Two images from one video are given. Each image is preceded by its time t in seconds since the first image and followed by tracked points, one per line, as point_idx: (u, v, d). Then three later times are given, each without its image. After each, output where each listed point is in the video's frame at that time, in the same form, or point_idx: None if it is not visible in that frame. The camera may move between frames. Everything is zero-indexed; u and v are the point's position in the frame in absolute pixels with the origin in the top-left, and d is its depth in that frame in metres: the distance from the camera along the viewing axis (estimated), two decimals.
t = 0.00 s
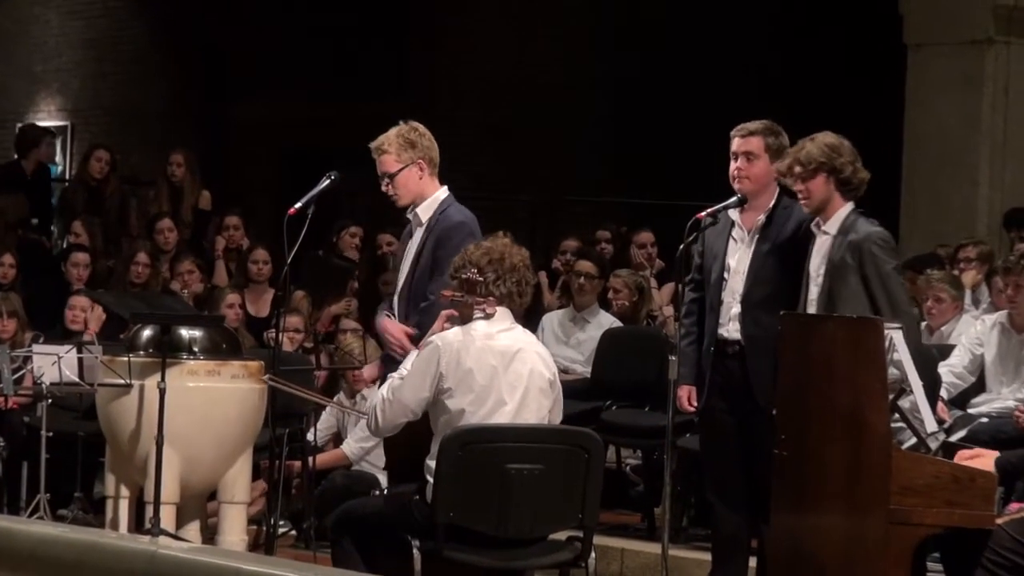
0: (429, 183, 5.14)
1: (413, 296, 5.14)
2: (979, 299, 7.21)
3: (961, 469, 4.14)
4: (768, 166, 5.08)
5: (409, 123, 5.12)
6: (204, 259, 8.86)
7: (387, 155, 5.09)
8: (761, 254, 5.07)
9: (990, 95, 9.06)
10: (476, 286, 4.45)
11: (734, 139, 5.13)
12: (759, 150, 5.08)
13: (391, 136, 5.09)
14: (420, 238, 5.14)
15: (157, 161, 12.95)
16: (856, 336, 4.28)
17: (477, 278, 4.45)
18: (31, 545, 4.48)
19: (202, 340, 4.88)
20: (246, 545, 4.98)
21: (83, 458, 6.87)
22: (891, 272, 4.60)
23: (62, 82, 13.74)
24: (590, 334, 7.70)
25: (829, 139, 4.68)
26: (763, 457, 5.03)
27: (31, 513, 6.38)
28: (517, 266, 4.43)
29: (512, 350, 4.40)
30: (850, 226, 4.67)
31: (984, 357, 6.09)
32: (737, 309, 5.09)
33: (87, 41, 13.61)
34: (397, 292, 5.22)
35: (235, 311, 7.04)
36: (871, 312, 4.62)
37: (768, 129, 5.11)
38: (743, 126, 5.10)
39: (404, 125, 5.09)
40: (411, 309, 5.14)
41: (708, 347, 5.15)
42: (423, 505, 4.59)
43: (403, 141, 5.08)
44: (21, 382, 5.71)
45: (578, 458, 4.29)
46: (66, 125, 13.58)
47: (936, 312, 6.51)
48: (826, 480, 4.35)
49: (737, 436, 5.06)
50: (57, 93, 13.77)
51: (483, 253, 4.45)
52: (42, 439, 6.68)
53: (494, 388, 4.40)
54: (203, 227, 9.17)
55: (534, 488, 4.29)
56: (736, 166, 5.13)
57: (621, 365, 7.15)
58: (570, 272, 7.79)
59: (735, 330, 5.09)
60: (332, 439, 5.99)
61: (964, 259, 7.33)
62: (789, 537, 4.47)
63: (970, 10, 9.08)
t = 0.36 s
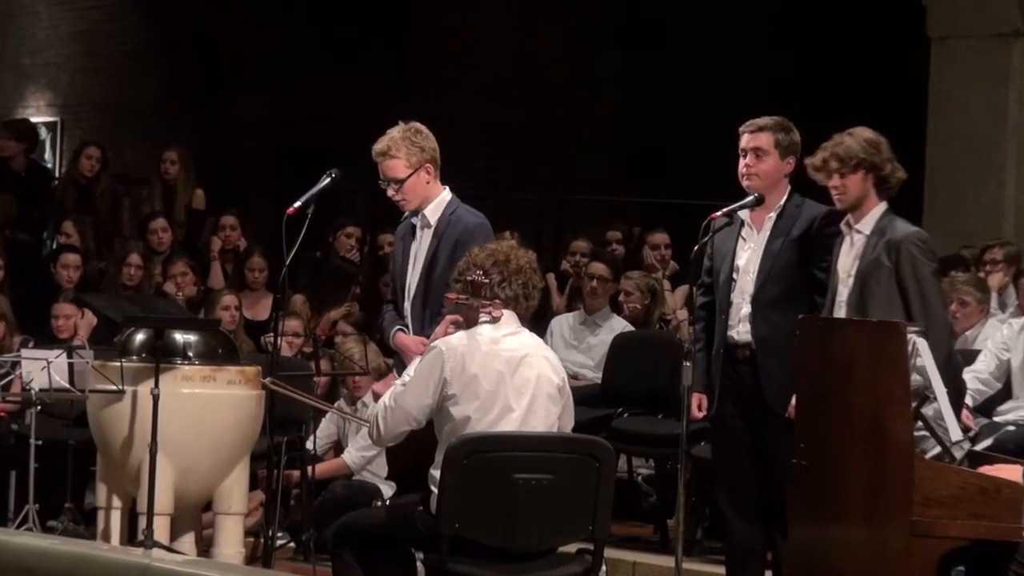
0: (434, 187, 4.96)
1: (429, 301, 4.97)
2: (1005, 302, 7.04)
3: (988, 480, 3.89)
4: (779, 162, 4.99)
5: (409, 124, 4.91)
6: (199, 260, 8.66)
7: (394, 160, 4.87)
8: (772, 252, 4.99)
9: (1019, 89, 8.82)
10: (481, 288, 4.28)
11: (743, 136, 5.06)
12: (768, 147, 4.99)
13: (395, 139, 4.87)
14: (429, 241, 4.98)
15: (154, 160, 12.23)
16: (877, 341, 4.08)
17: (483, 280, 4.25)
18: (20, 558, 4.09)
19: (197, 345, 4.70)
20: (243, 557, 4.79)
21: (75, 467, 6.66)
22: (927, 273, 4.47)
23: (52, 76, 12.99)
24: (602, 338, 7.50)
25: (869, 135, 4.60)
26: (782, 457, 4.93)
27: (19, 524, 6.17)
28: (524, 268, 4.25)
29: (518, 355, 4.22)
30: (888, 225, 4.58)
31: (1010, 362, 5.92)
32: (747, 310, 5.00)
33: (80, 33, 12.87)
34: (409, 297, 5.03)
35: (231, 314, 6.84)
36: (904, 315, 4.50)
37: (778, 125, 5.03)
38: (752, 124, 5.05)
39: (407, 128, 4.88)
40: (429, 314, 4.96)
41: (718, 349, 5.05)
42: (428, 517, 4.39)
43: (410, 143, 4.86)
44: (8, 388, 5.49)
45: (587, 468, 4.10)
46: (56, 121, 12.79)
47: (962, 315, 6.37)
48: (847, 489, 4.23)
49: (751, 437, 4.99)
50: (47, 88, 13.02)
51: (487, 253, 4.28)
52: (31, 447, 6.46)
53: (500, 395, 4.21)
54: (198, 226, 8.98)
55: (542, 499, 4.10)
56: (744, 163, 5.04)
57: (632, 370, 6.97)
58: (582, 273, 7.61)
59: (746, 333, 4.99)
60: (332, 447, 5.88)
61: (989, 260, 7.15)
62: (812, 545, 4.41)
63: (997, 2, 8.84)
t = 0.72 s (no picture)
0: (440, 188, 4.78)
1: (440, 306, 4.77)
2: None
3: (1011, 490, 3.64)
4: (781, 160, 4.82)
5: (413, 122, 4.75)
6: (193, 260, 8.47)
7: (403, 159, 4.69)
8: (780, 254, 4.80)
9: None
10: (488, 291, 4.14)
11: (742, 136, 4.89)
12: (769, 144, 4.82)
13: (399, 136, 4.70)
14: (437, 244, 4.78)
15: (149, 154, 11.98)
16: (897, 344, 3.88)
17: (490, 282, 4.12)
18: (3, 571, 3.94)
19: (191, 349, 4.53)
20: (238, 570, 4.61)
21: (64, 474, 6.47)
22: (955, 280, 4.34)
23: (42, 70, 12.72)
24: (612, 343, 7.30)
25: (902, 136, 4.52)
26: (794, 467, 4.74)
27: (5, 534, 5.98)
28: (535, 270, 4.11)
29: (526, 359, 4.05)
30: (916, 229, 4.46)
31: None
32: (756, 315, 4.81)
33: (73, 26, 12.59)
34: (420, 303, 4.84)
35: (226, 318, 6.66)
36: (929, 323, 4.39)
37: (778, 121, 4.84)
38: (751, 122, 4.87)
39: (414, 125, 4.72)
40: (442, 320, 4.77)
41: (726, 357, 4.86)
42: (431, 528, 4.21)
43: (416, 139, 4.69)
44: None
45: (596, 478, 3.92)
46: (46, 116, 12.60)
47: (987, 319, 6.28)
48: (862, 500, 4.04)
49: (763, 447, 4.82)
50: (37, 81, 12.74)
51: (497, 253, 4.13)
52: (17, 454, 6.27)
53: (507, 400, 4.03)
54: (192, 226, 8.80)
55: (549, 510, 3.92)
56: (747, 163, 4.88)
57: (643, 378, 6.78)
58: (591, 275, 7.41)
59: (756, 338, 4.81)
60: (331, 454, 5.79)
61: (1014, 262, 6.96)
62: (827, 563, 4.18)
63: None
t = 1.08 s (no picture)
0: (447, 185, 4.61)
1: (443, 308, 4.57)
2: None
3: None
4: (804, 156, 4.66)
5: (422, 115, 4.58)
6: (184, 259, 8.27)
7: (409, 153, 4.52)
8: (797, 252, 4.65)
9: None
10: (492, 292, 3.96)
11: (761, 131, 4.74)
12: (790, 140, 4.66)
13: (407, 130, 4.53)
14: (441, 243, 4.60)
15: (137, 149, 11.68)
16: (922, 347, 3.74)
17: (494, 283, 3.94)
18: None
19: (183, 353, 4.35)
20: None
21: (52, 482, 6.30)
22: (980, 279, 4.19)
23: (26, 63, 12.54)
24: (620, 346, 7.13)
25: (921, 130, 4.41)
26: (807, 472, 4.58)
27: None
28: (541, 269, 3.93)
29: (530, 362, 3.87)
30: (939, 226, 4.31)
31: None
32: (771, 316, 4.65)
33: (60, 16, 12.36)
34: (423, 304, 4.65)
35: (220, 321, 6.52)
36: (953, 324, 4.23)
37: (798, 116, 4.70)
38: (771, 116, 4.72)
39: (422, 118, 4.55)
40: (444, 322, 4.57)
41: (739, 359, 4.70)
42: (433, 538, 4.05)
43: (425, 134, 4.52)
44: None
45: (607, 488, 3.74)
46: (32, 110, 12.41)
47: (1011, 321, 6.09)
48: (883, 508, 3.84)
49: (776, 452, 4.65)
50: (22, 75, 12.59)
51: (502, 252, 3.96)
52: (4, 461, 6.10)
53: (510, 406, 3.86)
54: (184, 224, 8.61)
55: (556, 519, 3.75)
56: (766, 160, 4.72)
57: (652, 382, 6.60)
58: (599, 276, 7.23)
59: (769, 340, 4.65)
60: (325, 463, 5.65)
61: None
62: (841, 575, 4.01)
63: None
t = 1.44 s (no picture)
0: (451, 175, 4.44)
1: (441, 306, 4.44)
2: None
3: None
4: (826, 152, 4.55)
5: (422, 103, 4.40)
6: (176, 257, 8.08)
7: (406, 145, 4.35)
8: (815, 248, 4.54)
9: None
10: (495, 291, 3.78)
11: (781, 125, 4.63)
12: (812, 136, 4.53)
13: (405, 122, 4.36)
14: (443, 238, 4.45)
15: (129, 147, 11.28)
16: (937, 347, 3.86)
17: (498, 282, 3.76)
18: None
19: (174, 355, 4.20)
20: None
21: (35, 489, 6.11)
22: (1002, 278, 4.06)
23: (10, 55, 12.22)
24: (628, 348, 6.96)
25: (933, 122, 4.27)
26: (824, 482, 4.50)
27: None
28: (545, 269, 3.75)
29: (534, 364, 3.71)
30: (957, 222, 4.19)
31: None
32: (785, 315, 4.57)
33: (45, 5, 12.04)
34: (421, 301, 4.51)
35: (213, 322, 6.39)
36: (974, 325, 4.10)
37: (820, 110, 4.57)
38: (791, 110, 4.61)
39: (421, 109, 4.37)
40: (442, 320, 4.44)
41: (754, 359, 4.62)
42: (433, 548, 3.89)
43: (423, 126, 4.34)
44: None
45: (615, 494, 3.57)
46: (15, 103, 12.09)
47: None
48: (894, 509, 3.98)
49: (791, 463, 4.58)
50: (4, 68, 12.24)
51: (504, 249, 3.78)
52: None
53: (514, 411, 3.70)
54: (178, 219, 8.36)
55: (561, 528, 3.58)
56: (787, 156, 4.60)
57: (660, 386, 6.44)
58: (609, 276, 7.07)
59: (783, 340, 4.56)
60: (319, 471, 5.50)
61: None
62: None
63: None
